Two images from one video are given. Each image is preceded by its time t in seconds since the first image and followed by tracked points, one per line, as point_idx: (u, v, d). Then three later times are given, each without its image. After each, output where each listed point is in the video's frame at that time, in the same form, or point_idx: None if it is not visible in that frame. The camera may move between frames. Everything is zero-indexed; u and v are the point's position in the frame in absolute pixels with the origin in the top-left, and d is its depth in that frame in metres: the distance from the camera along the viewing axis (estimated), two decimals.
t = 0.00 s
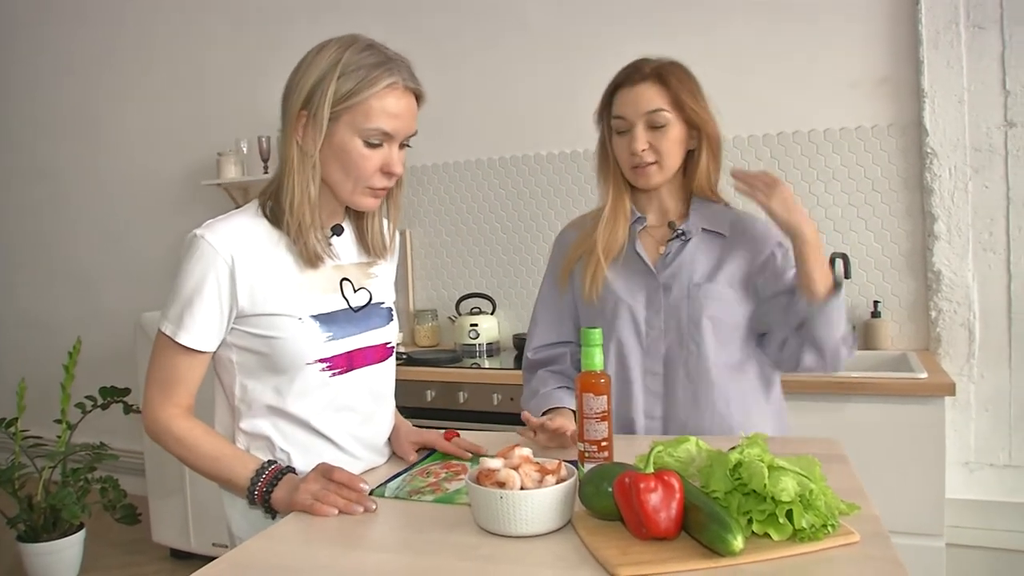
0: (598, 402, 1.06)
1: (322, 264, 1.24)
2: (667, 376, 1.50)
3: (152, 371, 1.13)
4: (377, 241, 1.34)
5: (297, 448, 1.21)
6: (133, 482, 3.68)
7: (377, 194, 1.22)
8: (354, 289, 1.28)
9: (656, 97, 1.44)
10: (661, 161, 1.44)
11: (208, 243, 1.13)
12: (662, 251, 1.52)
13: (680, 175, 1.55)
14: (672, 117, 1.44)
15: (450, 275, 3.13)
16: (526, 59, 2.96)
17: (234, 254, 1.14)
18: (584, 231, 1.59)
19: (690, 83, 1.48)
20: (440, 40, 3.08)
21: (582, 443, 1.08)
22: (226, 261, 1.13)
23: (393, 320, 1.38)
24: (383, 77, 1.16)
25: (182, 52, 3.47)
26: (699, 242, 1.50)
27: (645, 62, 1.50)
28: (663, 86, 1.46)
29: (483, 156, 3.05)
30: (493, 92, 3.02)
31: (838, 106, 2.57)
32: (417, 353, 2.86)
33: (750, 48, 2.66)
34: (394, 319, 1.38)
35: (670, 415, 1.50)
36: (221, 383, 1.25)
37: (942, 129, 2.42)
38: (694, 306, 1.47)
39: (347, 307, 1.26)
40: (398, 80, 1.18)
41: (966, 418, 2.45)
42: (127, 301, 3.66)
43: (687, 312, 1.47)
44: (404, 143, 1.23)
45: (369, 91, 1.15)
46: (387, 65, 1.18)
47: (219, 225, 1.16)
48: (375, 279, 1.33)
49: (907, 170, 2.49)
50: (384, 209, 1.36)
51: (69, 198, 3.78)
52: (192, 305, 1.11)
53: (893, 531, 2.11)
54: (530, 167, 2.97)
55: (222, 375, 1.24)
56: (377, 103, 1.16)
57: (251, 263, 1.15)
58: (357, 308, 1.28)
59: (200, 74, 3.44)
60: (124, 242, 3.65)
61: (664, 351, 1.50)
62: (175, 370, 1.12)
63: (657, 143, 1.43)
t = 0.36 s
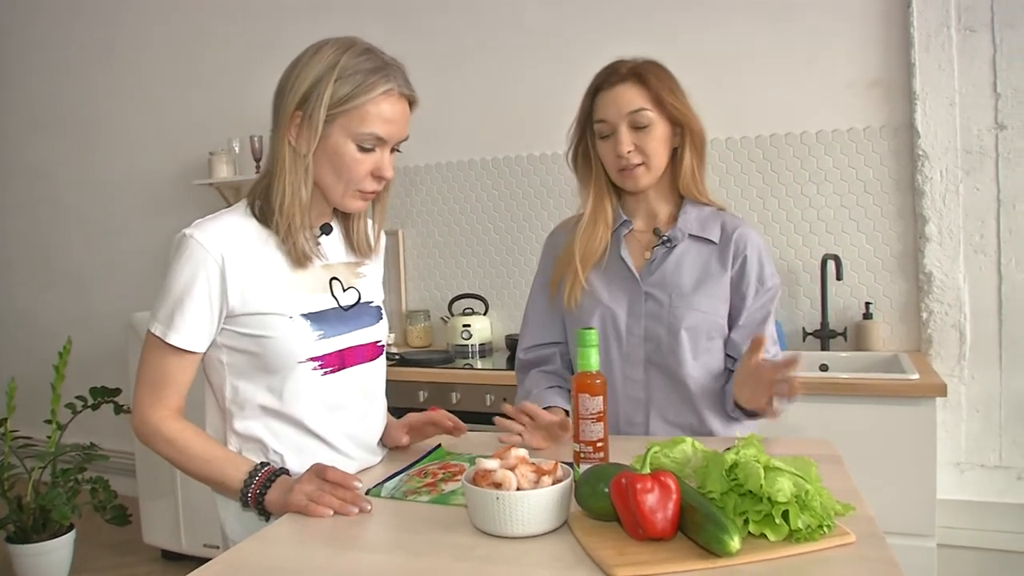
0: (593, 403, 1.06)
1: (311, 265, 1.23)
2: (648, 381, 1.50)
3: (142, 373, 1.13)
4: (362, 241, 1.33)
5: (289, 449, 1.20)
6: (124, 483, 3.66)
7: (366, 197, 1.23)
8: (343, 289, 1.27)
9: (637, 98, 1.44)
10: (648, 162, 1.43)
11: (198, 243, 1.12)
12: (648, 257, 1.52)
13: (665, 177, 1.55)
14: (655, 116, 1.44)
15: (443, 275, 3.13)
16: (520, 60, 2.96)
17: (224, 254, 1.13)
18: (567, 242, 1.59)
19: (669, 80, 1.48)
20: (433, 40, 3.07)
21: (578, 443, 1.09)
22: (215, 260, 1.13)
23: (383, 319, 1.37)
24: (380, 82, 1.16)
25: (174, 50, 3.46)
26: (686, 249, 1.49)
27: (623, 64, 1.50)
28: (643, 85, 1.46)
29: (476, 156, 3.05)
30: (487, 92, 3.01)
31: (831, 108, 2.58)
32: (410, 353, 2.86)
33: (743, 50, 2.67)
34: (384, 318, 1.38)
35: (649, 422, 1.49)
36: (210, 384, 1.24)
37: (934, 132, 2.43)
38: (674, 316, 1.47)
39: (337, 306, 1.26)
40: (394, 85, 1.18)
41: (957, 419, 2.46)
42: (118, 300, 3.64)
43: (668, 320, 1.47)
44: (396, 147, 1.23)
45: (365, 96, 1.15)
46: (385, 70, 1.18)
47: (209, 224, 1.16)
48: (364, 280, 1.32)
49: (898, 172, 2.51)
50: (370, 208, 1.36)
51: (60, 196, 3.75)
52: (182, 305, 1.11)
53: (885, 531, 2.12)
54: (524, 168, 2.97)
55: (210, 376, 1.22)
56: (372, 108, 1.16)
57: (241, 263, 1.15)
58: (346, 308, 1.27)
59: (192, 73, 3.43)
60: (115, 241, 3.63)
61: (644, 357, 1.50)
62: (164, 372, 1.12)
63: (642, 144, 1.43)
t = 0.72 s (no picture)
0: (590, 405, 1.06)
1: (301, 269, 1.23)
2: (637, 386, 1.51)
3: (134, 380, 1.12)
4: (349, 240, 1.33)
5: (283, 452, 1.20)
6: (115, 488, 3.64)
7: (355, 201, 1.23)
8: (333, 290, 1.28)
9: (624, 101, 1.43)
10: (636, 167, 1.43)
11: (187, 248, 1.11)
12: (636, 261, 1.53)
13: (654, 180, 1.55)
14: (643, 120, 1.43)
15: (436, 278, 3.12)
16: (513, 62, 2.95)
17: (213, 257, 1.12)
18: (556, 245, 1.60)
19: (656, 81, 1.47)
20: (426, 42, 3.07)
21: (575, 446, 1.09)
22: (204, 264, 1.12)
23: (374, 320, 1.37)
24: (372, 91, 1.16)
25: (166, 52, 3.44)
26: (675, 252, 1.49)
27: (610, 66, 1.49)
28: (630, 88, 1.45)
29: (469, 158, 3.04)
30: (480, 94, 3.01)
31: (823, 111, 2.59)
32: (403, 356, 2.85)
33: (736, 52, 2.68)
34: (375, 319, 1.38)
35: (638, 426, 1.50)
36: (203, 390, 1.23)
37: (926, 135, 2.44)
38: (661, 319, 1.47)
39: (328, 308, 1.26)
40: (385, 94, 1.18)
41: (950, 420, 2.47)
42: (110, 304, 3.62)
43: (656, 324, 1.48)
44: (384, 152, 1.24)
45: (358, 106, 1.15)
46: (378, 77, 1.18)
47: (197, 229, 1.15)
48: (353, 281, 1.33)
49: (890, 174, 2.52)
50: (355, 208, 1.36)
51: (51, 198, 3.73)
52: (171, 311, 1.10)
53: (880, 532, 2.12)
54: (517, 170, 2.97)
55: (203, 382, 1.22)
56: (365, 116, 1.16)
57: (230, 268, 1.14)
58: (337, 309, 1.27)
59: (183, 75, 3.42)
60: (108, 244, 3.61)
61: (633, 361, 1.51)
62: (157, 379, 1.11)
63: (630, 148, 1.42)
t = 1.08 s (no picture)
0: (588, 406, 1.06)
1: (304, 273, 1.24)
2: (631, 389, 1.51)
3: (130, 384, 1.12)
4: (342, 235, 1.34)
5: (279, 454, 1.19)
6: (111, 490, 3.63)
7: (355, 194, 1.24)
8: (327, 291, 1.28)
9: (619, 99, 1.43)
10: (630, 166, 1.43)
11: (179, 252, 1.11)
12: (632, 262, 1.52)
13: (651, 180, 1.54)
14: (639, 118, 1.43)
15: (433, 280, 3.12)
16: (511, 63, 2.96)
17: (205, 260, 1.12)
18: (551, 244, 1.58)
19: (652, 80, 1.47)
20: (424, 43, 3.07)
21: (573, 447, 1.08)
22: (196, 267, 1.11)
23: (369, 320, 1.38)
24: (365, 82, 1.18)
25: (162, 53, 3.44)
26: (672, 255, 1.49)
27: (606, 65, 1.49)
28: (626, 87, 1.45)
29: (466, 160, 3.04)
30: (477, 96, 3.01)
31: (819, 112, 2.60)
32: (400, 358, 2.85)
33: (733, 54, 2.68)
34: (370, 319, 1.38)
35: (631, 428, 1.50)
36: (199, 392, 1.23)
37: (922, 136, 2.44)
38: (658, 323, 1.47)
39: (323, 309, 1.26)
40: (375, 84, 1.20)
41: (946, 421, 2.48)
42: (106, 305, 3.61)
43: (652, 327, 1.48)
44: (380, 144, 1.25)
45: (355, 98, 1.17)
46: (367, 71, 1.19)
47: (190, 232, 1.14)
48: (348, 281, 1.33)
49: (887, 176, 2.52)
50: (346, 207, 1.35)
51: (48, 200, 3.72)
52: (165, 315, 1.10)
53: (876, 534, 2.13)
54: (513, 172, 2.97)
55: (199, 385, 1.21)
56: (361, 107, 1.17)
57: (223, 270, 1.14)
58: (332, 310, 1.27)
59: (179, 76, 3.41)
60: (104, 245, 3.60)
61: (628, 364, 1.51)
62: (153, 383, 1.11)
63: (624, 146, 1.42)
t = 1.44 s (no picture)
0: (585, 406, 1.05)
1: (282, 266, 1.22)
2: (630, 391, 1.50)
3: (126, 385, 1.11)
4: (333, 234, 1.32)
5: (275, 453, 1.19)
6: (109, 489, 3.63)
7: (338, 196, 1.21)
8: (322, 289, 1.27)
9: (620, 97, 1.43)
10: (632, 164, 1.42)
11: (171, 252, 1.11)
12: (635, 262, 1.52)
13: (654, 180, 1.54)
14: (640, 117, 1.43)
15: (432, 279, 3.12)
16: (511, 62, 2.95)
17: (197, 259, 1.12)
18: (552, 243, 1.57)
19: (654, 80, 1.46)
20: (423, 42, 3.06)
21: (570, 447, 1.08)
22: (189, 266, 1.11)
23: (365, 318, 1.37)
24: (348, 81, 1.15)
25: (161, 52, 3.44)
26: (674, 255, 1.49)
27: (608, 64, 1.48)
28: (627, 86, 1.44)
29: (465, 159, 3.04)
30: (477, 95, 3.00)
31: (819, 112, 2.59)
32: (398, 357, 2.85)
33: (732, 53, 2.68)
34: (365, 316, 1.37)
35: (630, 429, 1.50)
36: (195, 392, 1.22)
37: (922, 136, 2.44)
38: (659, 324, 1.46)
39: (317, 306, 1.25)
40: (361, 84, 1.17)
41: (946, 421, 2.47)
42: (105, 304, 3.61)
43: (654, 328, 1.47)
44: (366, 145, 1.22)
45: (335, 95, 1.14)
46: (352, 69, 1.17)
47: (183, 232, 1.14)
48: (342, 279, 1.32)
49: (887, 176, 2.52)
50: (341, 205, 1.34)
51: (46, 199, 3.72)
52: (159, 314, 1.09)
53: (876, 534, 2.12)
54: (513, 171, 2.96)
55: (195, 385, 1.21)
56: (342, 107, 1.15)
57: (216, 270, 1.13)
58: (326, 307, 1.27)
59: (178, 75, 3.41)
60: (103, 244, 3.60)
61: (627, 365, 1.50)
62: (148, 384, 1.10)
63: (626, 145, 1.42)
